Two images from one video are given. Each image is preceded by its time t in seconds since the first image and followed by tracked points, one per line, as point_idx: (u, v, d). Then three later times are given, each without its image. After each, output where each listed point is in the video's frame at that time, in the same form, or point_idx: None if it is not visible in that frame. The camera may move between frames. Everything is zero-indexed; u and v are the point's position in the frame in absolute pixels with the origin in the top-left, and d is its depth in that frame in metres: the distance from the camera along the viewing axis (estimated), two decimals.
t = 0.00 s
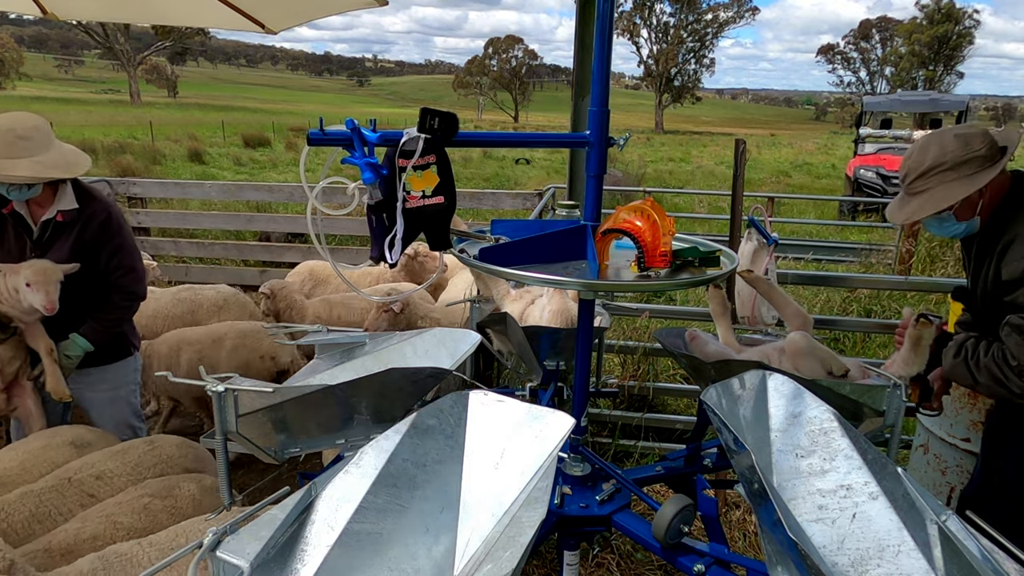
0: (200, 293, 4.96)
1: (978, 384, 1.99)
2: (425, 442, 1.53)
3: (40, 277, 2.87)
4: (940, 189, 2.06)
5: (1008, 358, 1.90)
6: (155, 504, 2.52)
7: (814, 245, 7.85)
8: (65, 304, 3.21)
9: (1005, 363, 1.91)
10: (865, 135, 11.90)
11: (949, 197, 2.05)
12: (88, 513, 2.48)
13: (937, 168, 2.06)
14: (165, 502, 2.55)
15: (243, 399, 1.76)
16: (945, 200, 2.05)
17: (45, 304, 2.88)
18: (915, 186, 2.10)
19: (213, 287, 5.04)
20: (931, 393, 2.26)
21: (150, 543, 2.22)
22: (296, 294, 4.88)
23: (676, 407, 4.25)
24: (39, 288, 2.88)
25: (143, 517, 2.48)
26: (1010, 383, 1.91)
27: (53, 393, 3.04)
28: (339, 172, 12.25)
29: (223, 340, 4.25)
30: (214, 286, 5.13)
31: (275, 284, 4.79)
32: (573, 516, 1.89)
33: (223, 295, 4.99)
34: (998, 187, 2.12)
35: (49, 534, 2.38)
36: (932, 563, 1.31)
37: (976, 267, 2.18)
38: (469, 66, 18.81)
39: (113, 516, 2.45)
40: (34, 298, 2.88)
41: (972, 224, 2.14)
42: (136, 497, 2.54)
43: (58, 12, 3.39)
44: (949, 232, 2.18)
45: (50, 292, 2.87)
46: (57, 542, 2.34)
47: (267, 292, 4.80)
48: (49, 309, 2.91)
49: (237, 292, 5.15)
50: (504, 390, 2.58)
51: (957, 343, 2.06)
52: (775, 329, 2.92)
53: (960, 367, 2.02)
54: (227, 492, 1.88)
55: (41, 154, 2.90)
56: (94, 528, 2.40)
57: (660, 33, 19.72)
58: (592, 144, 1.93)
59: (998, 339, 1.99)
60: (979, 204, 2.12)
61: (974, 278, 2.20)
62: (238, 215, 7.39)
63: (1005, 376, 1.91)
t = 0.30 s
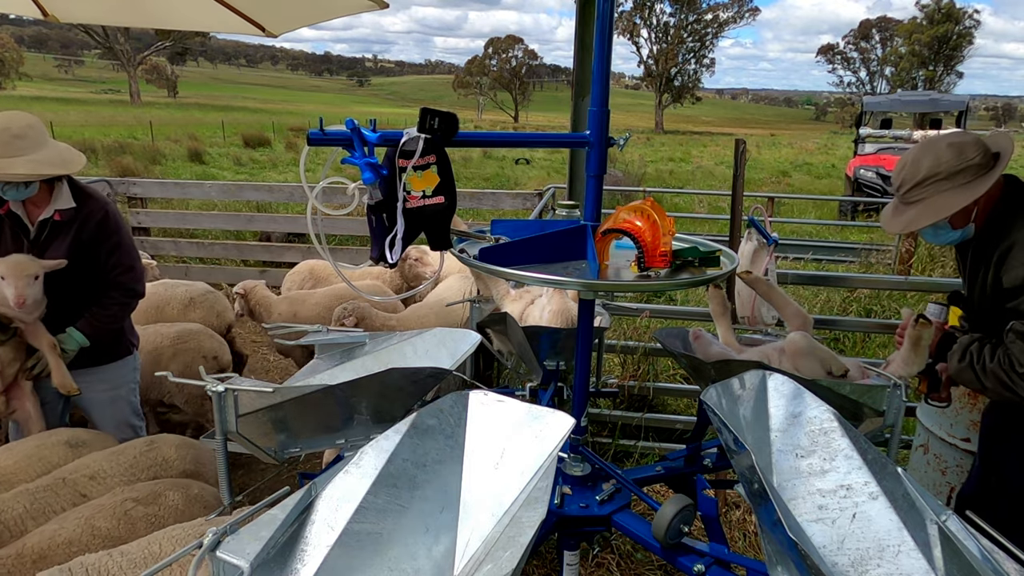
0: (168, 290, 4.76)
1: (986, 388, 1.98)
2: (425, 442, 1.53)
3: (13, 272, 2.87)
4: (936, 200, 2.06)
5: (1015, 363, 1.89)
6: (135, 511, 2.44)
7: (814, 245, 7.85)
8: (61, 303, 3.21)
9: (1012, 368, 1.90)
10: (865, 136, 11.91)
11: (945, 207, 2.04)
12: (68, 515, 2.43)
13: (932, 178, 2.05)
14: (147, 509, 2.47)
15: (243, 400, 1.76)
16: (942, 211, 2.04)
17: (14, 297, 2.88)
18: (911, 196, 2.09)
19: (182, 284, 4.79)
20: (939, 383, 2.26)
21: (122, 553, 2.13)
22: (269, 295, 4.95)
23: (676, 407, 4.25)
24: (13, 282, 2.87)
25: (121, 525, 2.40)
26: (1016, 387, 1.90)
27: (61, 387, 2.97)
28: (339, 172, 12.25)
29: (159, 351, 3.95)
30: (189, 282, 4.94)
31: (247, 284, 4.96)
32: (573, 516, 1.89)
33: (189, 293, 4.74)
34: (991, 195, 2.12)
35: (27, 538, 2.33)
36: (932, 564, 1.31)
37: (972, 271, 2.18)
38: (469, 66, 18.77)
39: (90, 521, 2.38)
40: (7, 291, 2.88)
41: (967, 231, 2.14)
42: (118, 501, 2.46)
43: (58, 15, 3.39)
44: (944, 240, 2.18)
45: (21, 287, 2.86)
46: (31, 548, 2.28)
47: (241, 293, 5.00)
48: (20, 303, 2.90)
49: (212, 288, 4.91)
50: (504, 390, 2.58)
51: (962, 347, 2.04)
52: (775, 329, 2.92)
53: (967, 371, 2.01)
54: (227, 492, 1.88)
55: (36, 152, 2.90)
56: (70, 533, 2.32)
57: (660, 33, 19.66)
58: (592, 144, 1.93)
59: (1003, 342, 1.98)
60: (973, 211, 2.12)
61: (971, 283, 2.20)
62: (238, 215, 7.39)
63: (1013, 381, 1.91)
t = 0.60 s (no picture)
0: (158, 290, 4.73)
1: (988, 390, 1.97)
2: (425, 442, 1.53)
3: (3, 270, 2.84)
4: (935, 206, 2.06)
5: (1017, 364, 1.89)
6: (121, 525, 2.40)
7: (814, 245, 7.86)
8: (59, 302, 3.16)
9: (1013, 369, 1.90)
10: (865, 136, 11.90)
11: (944, 214, 2.04)
12: (53, 528, 2.37)
13: (931, 184, 2.05)
14: (133, 523, 2.43)
15: (243, 400, 1.76)
16: (942, 218, 2.04)
17: None
18: (910, 203, 2.10)
19: (171, 284, 4.76)
20: (934, 387, 2.22)
21: (103, 569, 2.10)
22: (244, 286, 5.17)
23: (676, 407, 4.25)
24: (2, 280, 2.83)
25: (105, 539, 2.36)
26: (1017, 389, 1.90)
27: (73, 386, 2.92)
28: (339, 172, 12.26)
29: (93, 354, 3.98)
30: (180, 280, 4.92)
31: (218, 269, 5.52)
32: (572, 516, 1.89)
33: (177, 293, 4.70)
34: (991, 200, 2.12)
35: (11, 552, 2.29)
36: (932, 564, 1.31)
37: (971, 275, 2.17)
38: (469, 66, 18.74)
39: (74, 536, 2.33)
40: None
41: (966, 235, 2.14)
42: (104, 515, 2.42)
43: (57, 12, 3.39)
44: (944, 244, 2.18)
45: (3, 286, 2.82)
46: (13, 562, 2.23)
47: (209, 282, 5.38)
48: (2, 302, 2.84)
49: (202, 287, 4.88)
50: (504, 391, 2.58)
51: (964, 348, 2.04)
52: (775, 329, 2.92)
53: (968, 372, 2.01)
54: (227, 492, 1.88)
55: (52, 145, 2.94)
56: (53, 548, 2.27)
57: (660, 33, 19.63)
58: (592, 144, 1.93)
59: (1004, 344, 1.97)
60: (973, 216, 2.11)
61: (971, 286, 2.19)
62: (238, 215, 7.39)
63: (1014, 383, 1.90)
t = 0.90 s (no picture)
0: (163, 288, 4.76)
1: (990, 390, 1.97)
2: (425, 442, 1.53)
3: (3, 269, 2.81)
4: (938, 209, 2.05)
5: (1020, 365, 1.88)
6: (111, 532, 2.39)
7: (814, 245, 7.85)
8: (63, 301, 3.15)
9: (1015, 370, 1.90)
10: (865, 136, 11.88)
11: (946, 216, 2.04)
12: (42, 536, 2.35)
13: (933, 187, 2.05)
14: (124, 529, 2.42)
15: (243, 400, 1.76)
16: (945, 220, 2.04)
17: None
18: (913, 205, 2.10)
19: (176, 281, 4.79)
20: (934, 388, 2.24)
21: None
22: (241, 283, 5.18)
23: (675, 407, 4.25)
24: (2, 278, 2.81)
25: (94, 547, 2.33)
26: (1019, 389, 1.90)
27: (84, 381, 2.96)
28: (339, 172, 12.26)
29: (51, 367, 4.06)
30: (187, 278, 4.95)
31: (201, 256, 5.89)
32: (573, 516, 1.89)
33: (180, 290, 4.72)
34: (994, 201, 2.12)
35: None
36: (932, 564, 1.31)
37: (973, 275, 2.17)
38: (469, 66, 18.69)
39: (63, 544, 2.30)
40: None
41: (969, 237, 2.14)
42: (93, 521, 2.40)
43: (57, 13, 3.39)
44: (947, 245, 2.18)
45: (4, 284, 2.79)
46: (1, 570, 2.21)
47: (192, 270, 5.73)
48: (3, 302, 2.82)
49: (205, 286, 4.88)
50: (504, 391, 2.58)
51: (965, 347, 2.04)
52: (775, 329, 2.92)
53: (970, 371, 2.01)
54: (227, 492, 1.88)
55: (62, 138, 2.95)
56: (41, 557, 2.26)
57: (660, 33, 19.59)
58: (592, 144, 1.93)
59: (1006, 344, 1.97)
60: (976, 217, 2.11)
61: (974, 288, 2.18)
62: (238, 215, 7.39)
63: (1017, 383, 1.90)
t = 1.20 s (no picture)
0: (162, 287, 4.77)
1: (979, 384, 1.98)
2: (425, 442, 1.53)
3: (27, 269, 2.83)
4: (943, 206, 2.04)
5: (1015, 362, 1.88)
6: (92, 531, 2.38)
7: (814, 245, 7.86)
8: (64, 302, 3.16)
9: (1010, 366, 1.90)
10: (865, 136, 11.87)
11: (952, 213, 2.03)
12: (22, 539, 2.36)
13: (939, 183, 2.04)
14: (105, 528, 2.41)
15: (243, 399, 1.76)
16: (950, 217, 2.03)
17: (33, 295, 2.84)
18: (918, 201, 2.08)
19: (176, 281, 4.80)
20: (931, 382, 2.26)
21: None
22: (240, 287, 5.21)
23: (676, 407, 4.25)
24: (28, 280, 2.83)
25: (75, 547, 2.33)
26: (1012, 386, 1.90)
27: (75, 382, 2.95)
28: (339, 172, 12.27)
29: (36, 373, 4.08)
30: (187, 278, 4.96)
31: (201, 248, 5.86)
32: (573, 516, 1.89)
33: (178, 290, 4.73)
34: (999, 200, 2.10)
35: None
36: (932, 563, 1.31)
37: (976, 273, 2.17)
38: (469, 66, 18.59)
39: (44, 545, 2.31)
40: (23, 291, 2.84)
41: (974, 234, 2.14)
42: (73, 521, 2.40)
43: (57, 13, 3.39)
44: (951, 243, 2.17)
45: (40, 283, 2.84)
46: None
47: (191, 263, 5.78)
48: (39, 301, 2.87)
49: (205, 287, 4.88)
50: (504, 391, 2.58)
51: (954, 341, 2.06)
52: (775, 329, 2.92)
53: (958, 365, 2.02)
54: (227, 493, 1.88)
55: (55, 150, 2.91)
56: (23, 559, 2.27)
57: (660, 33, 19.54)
58: (592, 144, 1.93)
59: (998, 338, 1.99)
60: (980, 215, 2.09)
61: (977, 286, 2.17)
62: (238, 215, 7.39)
63: (1009, 379, 1.91)
